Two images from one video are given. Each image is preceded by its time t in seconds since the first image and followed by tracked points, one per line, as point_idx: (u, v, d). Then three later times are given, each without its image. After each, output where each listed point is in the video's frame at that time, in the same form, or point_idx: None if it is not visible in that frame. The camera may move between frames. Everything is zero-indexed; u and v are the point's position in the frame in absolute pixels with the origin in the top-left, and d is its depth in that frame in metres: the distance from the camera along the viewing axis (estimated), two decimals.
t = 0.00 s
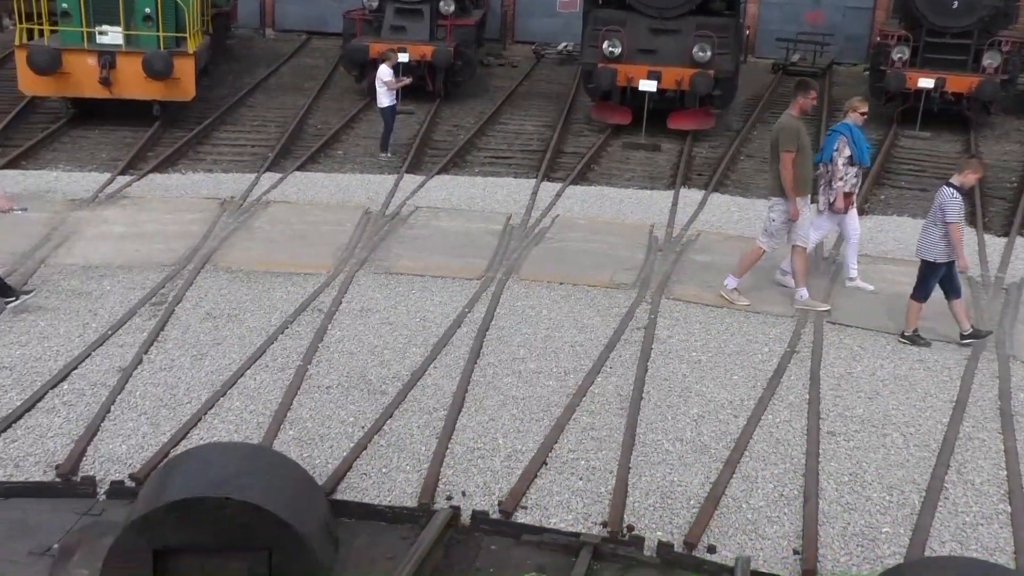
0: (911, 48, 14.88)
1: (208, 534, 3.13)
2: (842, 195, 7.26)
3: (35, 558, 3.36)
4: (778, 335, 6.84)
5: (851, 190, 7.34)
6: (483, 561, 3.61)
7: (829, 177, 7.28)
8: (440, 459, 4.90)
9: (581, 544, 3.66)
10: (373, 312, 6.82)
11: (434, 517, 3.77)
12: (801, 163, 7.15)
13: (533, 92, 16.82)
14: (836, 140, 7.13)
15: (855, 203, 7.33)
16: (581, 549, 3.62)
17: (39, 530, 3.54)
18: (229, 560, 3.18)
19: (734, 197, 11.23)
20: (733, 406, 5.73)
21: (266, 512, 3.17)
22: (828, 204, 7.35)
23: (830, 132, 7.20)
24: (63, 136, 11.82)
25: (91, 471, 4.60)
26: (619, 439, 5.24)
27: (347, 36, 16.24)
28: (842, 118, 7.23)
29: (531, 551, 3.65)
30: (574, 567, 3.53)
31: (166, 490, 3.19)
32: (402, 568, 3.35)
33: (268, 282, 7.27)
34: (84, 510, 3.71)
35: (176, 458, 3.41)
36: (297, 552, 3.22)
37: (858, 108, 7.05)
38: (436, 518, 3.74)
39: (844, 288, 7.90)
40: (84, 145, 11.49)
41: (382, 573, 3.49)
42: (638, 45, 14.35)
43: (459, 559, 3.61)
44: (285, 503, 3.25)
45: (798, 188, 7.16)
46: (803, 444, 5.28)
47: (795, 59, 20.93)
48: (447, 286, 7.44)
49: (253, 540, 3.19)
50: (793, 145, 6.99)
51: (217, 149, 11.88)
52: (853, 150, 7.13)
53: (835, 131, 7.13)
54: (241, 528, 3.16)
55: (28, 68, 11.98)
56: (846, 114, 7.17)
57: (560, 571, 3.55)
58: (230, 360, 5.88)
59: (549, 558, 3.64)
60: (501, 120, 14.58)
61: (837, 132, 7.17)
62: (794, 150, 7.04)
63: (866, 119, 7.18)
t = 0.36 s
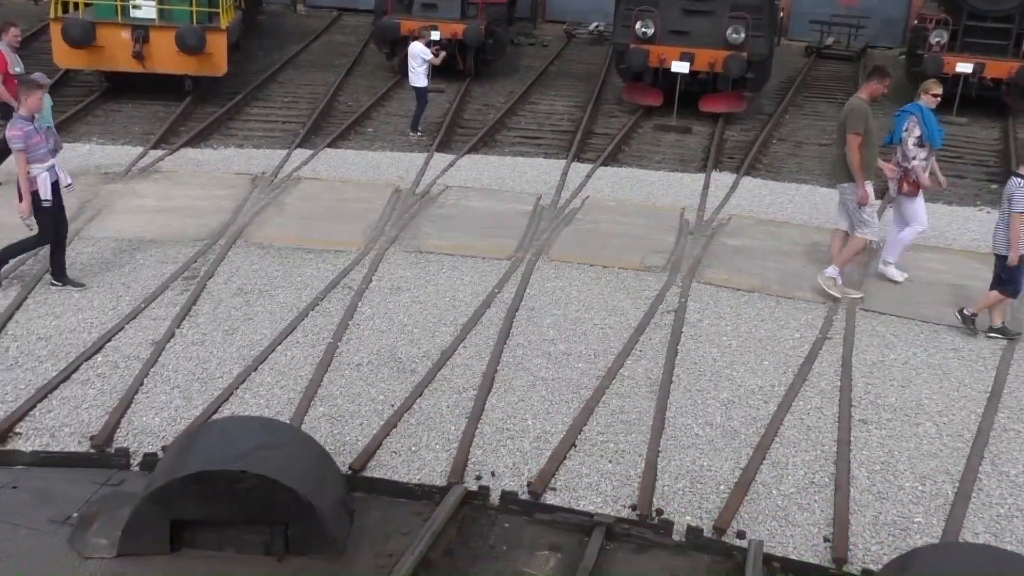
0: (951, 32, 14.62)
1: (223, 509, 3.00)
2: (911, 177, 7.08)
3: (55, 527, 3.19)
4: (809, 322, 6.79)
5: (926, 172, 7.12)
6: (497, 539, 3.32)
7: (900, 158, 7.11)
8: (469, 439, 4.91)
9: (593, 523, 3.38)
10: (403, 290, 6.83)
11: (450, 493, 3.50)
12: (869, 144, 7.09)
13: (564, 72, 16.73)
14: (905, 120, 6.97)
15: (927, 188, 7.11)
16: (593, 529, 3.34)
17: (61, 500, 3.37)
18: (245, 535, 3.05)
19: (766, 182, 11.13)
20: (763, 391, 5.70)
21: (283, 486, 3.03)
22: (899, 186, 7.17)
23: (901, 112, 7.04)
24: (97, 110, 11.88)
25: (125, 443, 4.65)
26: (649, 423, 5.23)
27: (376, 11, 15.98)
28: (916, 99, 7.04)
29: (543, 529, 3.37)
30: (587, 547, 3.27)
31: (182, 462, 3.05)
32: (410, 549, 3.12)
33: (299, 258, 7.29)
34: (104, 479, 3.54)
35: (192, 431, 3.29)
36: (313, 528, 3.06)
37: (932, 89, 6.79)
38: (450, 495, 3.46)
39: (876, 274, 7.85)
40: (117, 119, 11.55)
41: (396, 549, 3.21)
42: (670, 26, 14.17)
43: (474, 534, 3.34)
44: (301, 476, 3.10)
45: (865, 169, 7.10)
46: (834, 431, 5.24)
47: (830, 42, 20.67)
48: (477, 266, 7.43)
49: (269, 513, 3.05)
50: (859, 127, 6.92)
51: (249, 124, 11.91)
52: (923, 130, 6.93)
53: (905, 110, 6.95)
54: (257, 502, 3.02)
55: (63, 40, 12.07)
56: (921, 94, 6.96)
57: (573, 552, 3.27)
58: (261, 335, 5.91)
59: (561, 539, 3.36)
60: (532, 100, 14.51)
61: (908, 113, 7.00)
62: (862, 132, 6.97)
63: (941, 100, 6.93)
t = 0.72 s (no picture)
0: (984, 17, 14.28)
1: (239, 489, 2.91)
2: (975, 175, 6.84)
3: (72, 506, 3.12)
4: (839, 310, 6.73)
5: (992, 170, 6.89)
6: (510, 523, 3.20)
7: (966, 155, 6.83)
8: (497, 424, 4.90)
9: (607, 508, 3.26)
10: (430, 274, 6.82)
11: (462, 475, 3.38)
12: (936, 139, 6.70)
13: (591, 56, 16.64)
14: (974, 118, 6.70)
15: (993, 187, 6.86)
16: (607, 514, 3.22)
17: (78, 479, 3.29)
18: (260, 516, 2.96)
19: (795, 168, 11.04)
20: (792, 380, 5.66)
21: (298, 468, 2.92)
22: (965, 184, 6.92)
23: (970, 109, 6.75)
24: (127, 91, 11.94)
25: (156, 424, 4.68)
26: (677, 410, 5.20)
27: None
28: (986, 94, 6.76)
29: (557, 512, 3.25)
30: (600, 532, 3.15)
31: (197, 442, 2.97)
32: (426, 533, 2.99)
33: (326, 241, 7.30)
34: (120, 460, 3.47)
35: (208, 410, 3.19)
36: (329, 510, 2.96)
37: (1002, 84, 6.59)
38: (463, 479, 3.34)
39: (907, 262, 7.76)
40: (146, 101, 11.59)
41: (410, 532, 3.10)
42: (699, 10, 14.05)
43: (487, 519, 3.22)
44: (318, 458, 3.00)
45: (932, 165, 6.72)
46: (865, 420, 5.19)
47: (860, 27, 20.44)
48: (504, 251, 7.41)
49: (284, 495, 2.95)
50: (930, 122, 6.54)
51: (276, 107, 11.92)
52: (993, 128, 6.67)
53: (975, 107, 6.68)
54: (272, 483, 2.93)
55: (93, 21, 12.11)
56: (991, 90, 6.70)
57: (586, 535, 3.16)
58: (289, 318, 5.92)
59: (573, 523, 3.24)
60: (559, 84, 14.45)
61: (978, 109, 6.71)
62: (931, 127, 6.58)
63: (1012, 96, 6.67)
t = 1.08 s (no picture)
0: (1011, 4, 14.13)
1: (251, 476, 2.93)
2: None
3: (85, 492, 3.12)
4: (864, 300, 6.67)
5: None
6: (520, 511, 3.18)
7: None
8: (522, 414, 4.90)
9: (617, 496, 3.23)
10: (454, 263, 6.81)
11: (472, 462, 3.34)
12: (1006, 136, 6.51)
13: (613, 44, 16.55)
14: None
15: None
16: (617, 502, 3.20)
17: (91, 465, 3.30)
18: (270, 503, 2.97)
19: (819, 156, 10.96)
20: (818, 370, 5.62)
21: (309, 456, 2.94)
22: None
23: None
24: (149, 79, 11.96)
25: (184, 411, 4.70)
26: (702, 400, 5.18)
27: None
28: None
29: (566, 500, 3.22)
30: (609, 520, 3.12)
31: (209, 429, 2.97)
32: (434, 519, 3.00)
33: (350, 229, 7.30)
34: (132, 446, 3.47)
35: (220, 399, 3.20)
36: (340, 497, 2.97)
37: None
38: (473, 466, 3.32)
39: (933, 253, 7.69)
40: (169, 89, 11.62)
41: (420, 519, 3.09)
42: None
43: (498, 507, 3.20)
44: (328, 447, 3.02)
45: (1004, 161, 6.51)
46: (892, 412, 5.16)
47: (883, 13, 20.24)
48: (527, 239, 7.39)
49: (296, 482, 2.96)
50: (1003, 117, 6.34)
51: (298, 95, 11.93)
52: None
53: None
54: (284, 469, 2.94)
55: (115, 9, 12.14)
56: None
57: (595, 523, 3.13)
58: (314, 307, 5.93)
59: (584, 511, 3.21)
60: (580, 72, 14.39)
61: None
62: (1002, 123, 6.38)
63: None
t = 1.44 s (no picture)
0: None
1: (260, 466, 2.94)
2: None
3: (94, 483, 3.14)
4: (887, 291, 6.62)
5: None
6: (528, 500, 3.18)
7: None
8: (545, 406, 4.88)
9: (626, 485, 3.23)
10: (474, 255, 6.79)
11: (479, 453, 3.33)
12: None
13: (630, 34, 16.47)
14: None
15: None
16: (625, 490, 3.19)
17: (101, 457, 3.32)
18: (279, 493, 2.99)
19: (840, 146, 10.89)
20: (842, 362, 5.59)
21: (318, 446, 2.95)
22: None
23: None
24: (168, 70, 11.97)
25: (207, 402, 4.70)
26: (725, 393, 5.15)
27: None
28: None
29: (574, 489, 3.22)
30: (618, 510, 3.12)
31: (218, 419, 2.98)
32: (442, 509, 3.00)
33: (370, 220, 7.30)
34: (141, 437, 3.49)
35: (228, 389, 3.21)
36: (349, 487, 2.99)
37: None
38: (480, 455, 3.31)
39: (956, 244, 7.62)
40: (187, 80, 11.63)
41: (428, 509, 3.09)
42: None
43: (506, 495, 3.19)
44: (337, 437, 3.03)
45: None
46: (917, 404, 5.12)
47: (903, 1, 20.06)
48: (547, 231, 7.37)
49: (305, 471, 2.98)
50: None
51: (315, 86, 11.92)
52: None
53: None
54: (293, 460, 2.96)
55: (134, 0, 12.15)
56: None
57: (604, 512, 3.13)
58: (334, 298, 5.93)
59: (591, 500, 3.21)
60: (598, 62, 14.33)
61: None
62: None
63: None
